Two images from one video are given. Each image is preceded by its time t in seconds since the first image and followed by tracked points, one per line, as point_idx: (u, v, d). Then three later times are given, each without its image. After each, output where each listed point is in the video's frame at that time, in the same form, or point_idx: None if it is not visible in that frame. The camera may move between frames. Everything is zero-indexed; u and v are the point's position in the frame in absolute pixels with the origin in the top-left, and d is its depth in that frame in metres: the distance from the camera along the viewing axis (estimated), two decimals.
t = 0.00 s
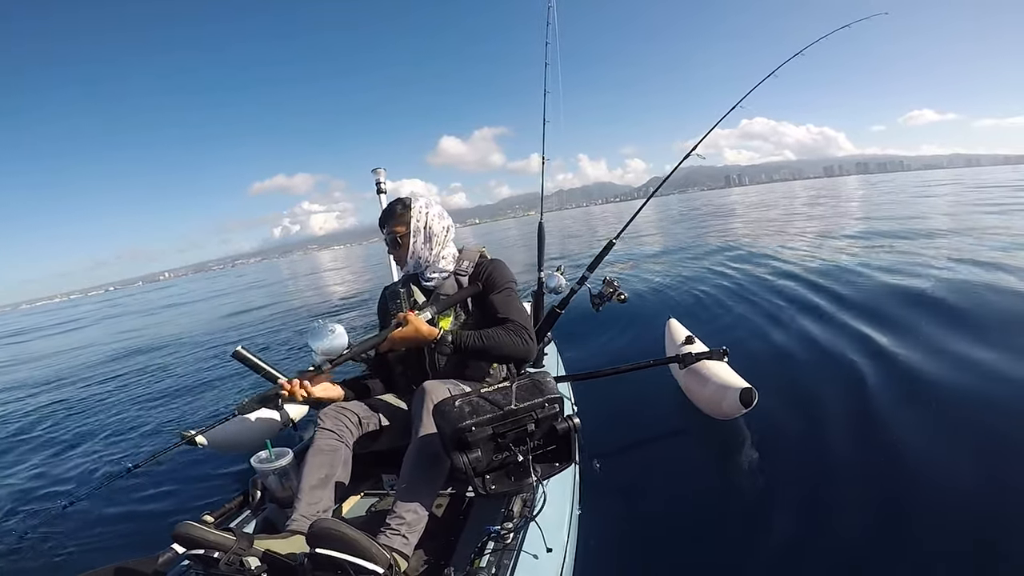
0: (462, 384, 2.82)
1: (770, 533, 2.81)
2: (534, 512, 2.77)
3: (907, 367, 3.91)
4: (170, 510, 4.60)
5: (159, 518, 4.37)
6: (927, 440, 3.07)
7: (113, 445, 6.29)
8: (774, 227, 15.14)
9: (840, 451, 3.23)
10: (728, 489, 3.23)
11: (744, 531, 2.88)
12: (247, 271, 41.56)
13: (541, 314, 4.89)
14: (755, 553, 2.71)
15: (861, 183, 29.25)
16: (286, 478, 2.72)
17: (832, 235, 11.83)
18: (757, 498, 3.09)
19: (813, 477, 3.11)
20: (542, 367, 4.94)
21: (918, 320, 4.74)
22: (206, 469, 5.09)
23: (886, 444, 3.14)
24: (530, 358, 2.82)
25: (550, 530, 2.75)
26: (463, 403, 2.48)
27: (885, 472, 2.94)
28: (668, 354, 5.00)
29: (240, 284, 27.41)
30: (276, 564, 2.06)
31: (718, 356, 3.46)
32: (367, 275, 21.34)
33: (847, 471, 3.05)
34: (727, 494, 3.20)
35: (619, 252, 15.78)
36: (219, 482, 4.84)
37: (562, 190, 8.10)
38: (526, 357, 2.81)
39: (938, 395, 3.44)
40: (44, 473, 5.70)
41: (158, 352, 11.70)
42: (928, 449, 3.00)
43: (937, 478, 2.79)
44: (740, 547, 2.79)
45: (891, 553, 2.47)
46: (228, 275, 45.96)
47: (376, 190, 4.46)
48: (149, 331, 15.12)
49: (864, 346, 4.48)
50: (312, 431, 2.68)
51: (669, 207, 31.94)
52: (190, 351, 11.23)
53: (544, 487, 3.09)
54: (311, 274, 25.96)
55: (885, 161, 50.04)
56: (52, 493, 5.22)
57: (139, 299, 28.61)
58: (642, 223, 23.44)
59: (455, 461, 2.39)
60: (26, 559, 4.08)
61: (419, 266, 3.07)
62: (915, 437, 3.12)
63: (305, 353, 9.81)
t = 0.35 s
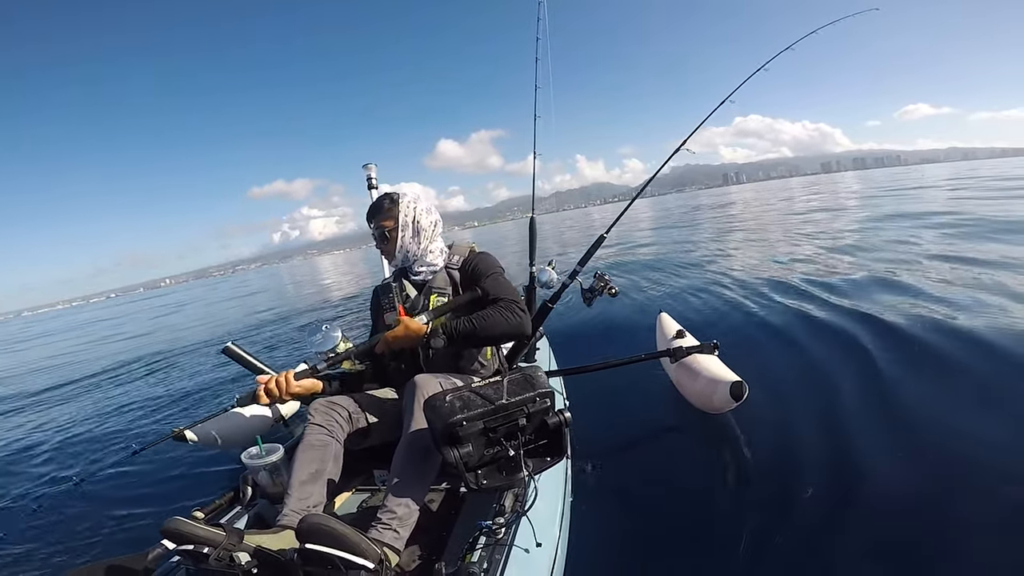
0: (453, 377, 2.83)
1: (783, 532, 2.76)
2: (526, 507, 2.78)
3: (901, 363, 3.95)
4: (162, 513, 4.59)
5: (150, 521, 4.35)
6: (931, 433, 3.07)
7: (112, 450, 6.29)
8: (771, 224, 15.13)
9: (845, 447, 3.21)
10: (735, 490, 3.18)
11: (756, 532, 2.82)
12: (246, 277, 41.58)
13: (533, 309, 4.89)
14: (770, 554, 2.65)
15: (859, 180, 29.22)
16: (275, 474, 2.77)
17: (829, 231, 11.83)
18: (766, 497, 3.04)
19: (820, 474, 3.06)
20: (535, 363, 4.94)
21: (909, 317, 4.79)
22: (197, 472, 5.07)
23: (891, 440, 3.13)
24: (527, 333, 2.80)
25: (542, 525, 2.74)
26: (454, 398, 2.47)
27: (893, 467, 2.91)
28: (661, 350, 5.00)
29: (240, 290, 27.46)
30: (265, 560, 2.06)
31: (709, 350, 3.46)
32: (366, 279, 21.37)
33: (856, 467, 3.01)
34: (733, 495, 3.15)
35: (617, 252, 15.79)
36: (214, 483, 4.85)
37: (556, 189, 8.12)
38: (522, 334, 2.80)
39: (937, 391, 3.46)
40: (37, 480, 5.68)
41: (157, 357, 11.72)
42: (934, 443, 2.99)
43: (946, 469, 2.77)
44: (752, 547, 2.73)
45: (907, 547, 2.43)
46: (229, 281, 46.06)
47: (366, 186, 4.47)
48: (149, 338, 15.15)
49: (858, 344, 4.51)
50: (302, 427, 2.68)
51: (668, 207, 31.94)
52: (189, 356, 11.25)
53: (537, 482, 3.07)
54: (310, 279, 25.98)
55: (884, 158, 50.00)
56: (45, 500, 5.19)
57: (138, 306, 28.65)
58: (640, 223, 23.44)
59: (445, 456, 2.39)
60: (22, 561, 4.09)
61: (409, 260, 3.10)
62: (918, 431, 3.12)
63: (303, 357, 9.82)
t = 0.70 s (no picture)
0: (450, 381, 2.79)
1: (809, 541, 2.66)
2: (522, 511, 2.74)
3: (904, 374, 3.95)
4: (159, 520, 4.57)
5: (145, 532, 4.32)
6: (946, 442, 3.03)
7: (113, 457, 6.32)
8: (775, 225, 15.03)
9: (860, 456, 3.15)
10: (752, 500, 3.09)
11: (780, 542, 2.71)
12: (249, 283, 41.70)
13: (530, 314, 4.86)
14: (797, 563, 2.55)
15: (864, 179, 28.98)
16: (270, 477, 2.73)
17: (833, 231, 11.72)
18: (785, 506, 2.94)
19: (833, 481, 3.01)
20: (532, 367, 4.91)
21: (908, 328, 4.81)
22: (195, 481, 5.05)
23: (905, 449, 3.08)
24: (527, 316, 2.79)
25: (538, 529, 2.71)
26: (451, 402, 2.43)
27: (912, 475, 2.85)
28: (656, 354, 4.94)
29: (245, 296, 27.66)
30: (261, 563, 2.04)
31: (704, 354, 3.40)
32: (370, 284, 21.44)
33: (875, 475, 2.94)
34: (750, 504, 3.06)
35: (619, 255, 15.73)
36: (213, 489, 4.86)
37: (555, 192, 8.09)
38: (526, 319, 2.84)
39: (952, 400, 3.42)
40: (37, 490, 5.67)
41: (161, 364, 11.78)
42: (953, 452, 2.94)
43: (964, 479, 2.72)
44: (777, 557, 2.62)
45: (930, 555, 2.36)
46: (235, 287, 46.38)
47: (362, 189, 4.47)
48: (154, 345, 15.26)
49: (859, 355, 4.51)
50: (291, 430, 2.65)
51: (671, 208, 31.84)
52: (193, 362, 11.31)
53: (533, 487, 3.04)
54: (314, 284, 26.11)
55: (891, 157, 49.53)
56: (47, 506, 5.22)
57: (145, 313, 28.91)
58: (643, 225, 23.36)
59: (442, 460, 2.36)
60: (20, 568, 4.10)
61: (403, 260, 3.15)
62: (934, 441, 3.07)
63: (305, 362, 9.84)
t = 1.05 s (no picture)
0: (444, 391, 2.78)
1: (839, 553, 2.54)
2: (522, 517, 2.74)
3: (901, 367, 3.93)
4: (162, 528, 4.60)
5: (141, 544, 4.28)
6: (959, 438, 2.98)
7: (121, 465, 6.38)
8: (780, 216, 14.88)
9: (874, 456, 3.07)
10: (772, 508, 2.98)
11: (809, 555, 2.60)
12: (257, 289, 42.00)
13: (528, 319, 4.83)
14: None
15: (871, 167, 28.59)
16: (270, 483, 2.76)
17: (839, 221, 11.58)
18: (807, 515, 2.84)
19: (869, 476, 2.94)
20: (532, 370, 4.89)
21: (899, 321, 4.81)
22: (192, 490, 5.02)
23: (942, 439, 3.00)
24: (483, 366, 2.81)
25: (538, 534, 2.72)
26: (450, 407, 2.41)
27: (951, 466, 2.78)
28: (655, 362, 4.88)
29: (253, 302, 27.87)
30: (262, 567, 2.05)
31: (704, 361, 3.38)
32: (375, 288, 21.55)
33: (903, 473, 2.86)
34: (775, 510, 2.96)
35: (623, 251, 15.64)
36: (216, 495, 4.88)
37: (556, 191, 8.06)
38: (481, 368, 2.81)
39: (986, 387, 3.34)
40: (37, 505, 5.64)
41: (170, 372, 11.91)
42: (993, 440, 2.86)
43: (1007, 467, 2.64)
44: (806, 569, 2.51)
45: (980, 552, 2.29)
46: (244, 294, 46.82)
47: (361, 196, 4.49)
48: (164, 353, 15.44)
49: (863, 347, 4.47)
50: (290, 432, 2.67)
51: (675, 202, 31.61)
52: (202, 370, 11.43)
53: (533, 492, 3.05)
54: (321, 290, 26.28)
55: (899, 142, 48.74)
56: (55, 515, 5.27)
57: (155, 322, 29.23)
58: (647, 220, 23.21)
59: (440, 466, 2.37)
60: None
61: (407, 268, 3.06)
62: (972, 430, 2.99)
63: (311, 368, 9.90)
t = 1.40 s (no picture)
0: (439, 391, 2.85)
1: (895, 530, 2.54)
2: (523, 514, 2.82)
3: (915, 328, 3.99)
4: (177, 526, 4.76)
5: (159, 543, 4.44)
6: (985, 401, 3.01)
7: (141, 467, 6.59)
8: (788, 203, 14.73)
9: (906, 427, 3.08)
10: (815, 489, 2.96)
11: (871, 529, 2.59)
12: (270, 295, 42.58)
13: (530, 318, 4.91)
14: (894, 561, 2.42)
15: (883, 149, 28.08)
16: (272, 482, 2.87)
17: (848, 205, 11.45)
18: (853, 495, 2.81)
19: (924, 437, 2.95)
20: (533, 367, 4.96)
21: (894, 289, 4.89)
22: (207, 490, 5.18)
23: (991, 394, 3.04)
24: (438, 355, 2.67)
25: (539, 531, 2.79)
26: (450, 406, 2.48)
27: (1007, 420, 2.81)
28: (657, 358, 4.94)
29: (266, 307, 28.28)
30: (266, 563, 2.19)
31: (705, 357, 3.42)
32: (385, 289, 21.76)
33: (960, 431, 2.88)
34: (834, 482, 2.95)
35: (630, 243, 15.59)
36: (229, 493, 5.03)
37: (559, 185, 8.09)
38: (432, 354, 2.65)
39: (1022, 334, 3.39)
40: (60, 508, 5.86)
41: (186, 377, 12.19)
42: None
43: None
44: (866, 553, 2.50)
45: None
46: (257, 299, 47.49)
47: (363, 195, 4.59)
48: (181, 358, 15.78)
49: (884, 310, 4.48)
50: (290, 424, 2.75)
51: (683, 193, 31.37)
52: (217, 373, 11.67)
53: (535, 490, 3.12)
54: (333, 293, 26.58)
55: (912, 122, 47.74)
56: (78, 515, 5.47)
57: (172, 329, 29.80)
58: (654, 212, 23.08)
59: (441, 463, 2.45)
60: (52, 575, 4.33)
61: (402, 267, 3.14)
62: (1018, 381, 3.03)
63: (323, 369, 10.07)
